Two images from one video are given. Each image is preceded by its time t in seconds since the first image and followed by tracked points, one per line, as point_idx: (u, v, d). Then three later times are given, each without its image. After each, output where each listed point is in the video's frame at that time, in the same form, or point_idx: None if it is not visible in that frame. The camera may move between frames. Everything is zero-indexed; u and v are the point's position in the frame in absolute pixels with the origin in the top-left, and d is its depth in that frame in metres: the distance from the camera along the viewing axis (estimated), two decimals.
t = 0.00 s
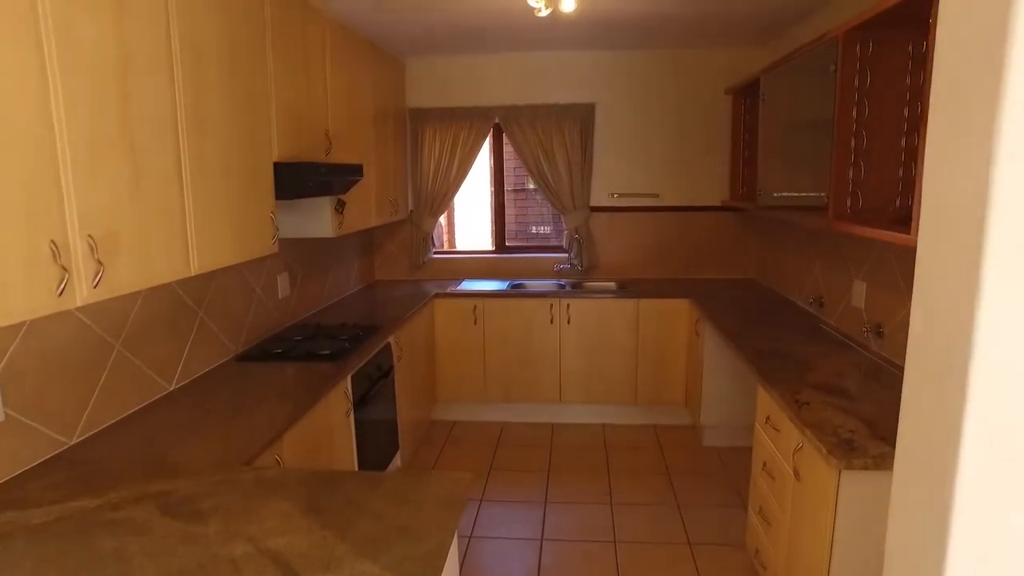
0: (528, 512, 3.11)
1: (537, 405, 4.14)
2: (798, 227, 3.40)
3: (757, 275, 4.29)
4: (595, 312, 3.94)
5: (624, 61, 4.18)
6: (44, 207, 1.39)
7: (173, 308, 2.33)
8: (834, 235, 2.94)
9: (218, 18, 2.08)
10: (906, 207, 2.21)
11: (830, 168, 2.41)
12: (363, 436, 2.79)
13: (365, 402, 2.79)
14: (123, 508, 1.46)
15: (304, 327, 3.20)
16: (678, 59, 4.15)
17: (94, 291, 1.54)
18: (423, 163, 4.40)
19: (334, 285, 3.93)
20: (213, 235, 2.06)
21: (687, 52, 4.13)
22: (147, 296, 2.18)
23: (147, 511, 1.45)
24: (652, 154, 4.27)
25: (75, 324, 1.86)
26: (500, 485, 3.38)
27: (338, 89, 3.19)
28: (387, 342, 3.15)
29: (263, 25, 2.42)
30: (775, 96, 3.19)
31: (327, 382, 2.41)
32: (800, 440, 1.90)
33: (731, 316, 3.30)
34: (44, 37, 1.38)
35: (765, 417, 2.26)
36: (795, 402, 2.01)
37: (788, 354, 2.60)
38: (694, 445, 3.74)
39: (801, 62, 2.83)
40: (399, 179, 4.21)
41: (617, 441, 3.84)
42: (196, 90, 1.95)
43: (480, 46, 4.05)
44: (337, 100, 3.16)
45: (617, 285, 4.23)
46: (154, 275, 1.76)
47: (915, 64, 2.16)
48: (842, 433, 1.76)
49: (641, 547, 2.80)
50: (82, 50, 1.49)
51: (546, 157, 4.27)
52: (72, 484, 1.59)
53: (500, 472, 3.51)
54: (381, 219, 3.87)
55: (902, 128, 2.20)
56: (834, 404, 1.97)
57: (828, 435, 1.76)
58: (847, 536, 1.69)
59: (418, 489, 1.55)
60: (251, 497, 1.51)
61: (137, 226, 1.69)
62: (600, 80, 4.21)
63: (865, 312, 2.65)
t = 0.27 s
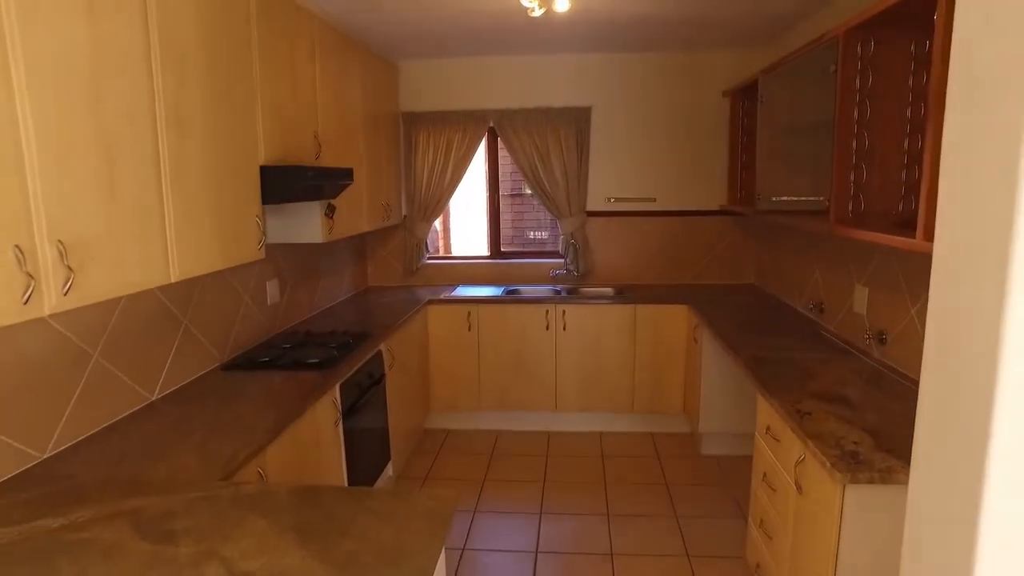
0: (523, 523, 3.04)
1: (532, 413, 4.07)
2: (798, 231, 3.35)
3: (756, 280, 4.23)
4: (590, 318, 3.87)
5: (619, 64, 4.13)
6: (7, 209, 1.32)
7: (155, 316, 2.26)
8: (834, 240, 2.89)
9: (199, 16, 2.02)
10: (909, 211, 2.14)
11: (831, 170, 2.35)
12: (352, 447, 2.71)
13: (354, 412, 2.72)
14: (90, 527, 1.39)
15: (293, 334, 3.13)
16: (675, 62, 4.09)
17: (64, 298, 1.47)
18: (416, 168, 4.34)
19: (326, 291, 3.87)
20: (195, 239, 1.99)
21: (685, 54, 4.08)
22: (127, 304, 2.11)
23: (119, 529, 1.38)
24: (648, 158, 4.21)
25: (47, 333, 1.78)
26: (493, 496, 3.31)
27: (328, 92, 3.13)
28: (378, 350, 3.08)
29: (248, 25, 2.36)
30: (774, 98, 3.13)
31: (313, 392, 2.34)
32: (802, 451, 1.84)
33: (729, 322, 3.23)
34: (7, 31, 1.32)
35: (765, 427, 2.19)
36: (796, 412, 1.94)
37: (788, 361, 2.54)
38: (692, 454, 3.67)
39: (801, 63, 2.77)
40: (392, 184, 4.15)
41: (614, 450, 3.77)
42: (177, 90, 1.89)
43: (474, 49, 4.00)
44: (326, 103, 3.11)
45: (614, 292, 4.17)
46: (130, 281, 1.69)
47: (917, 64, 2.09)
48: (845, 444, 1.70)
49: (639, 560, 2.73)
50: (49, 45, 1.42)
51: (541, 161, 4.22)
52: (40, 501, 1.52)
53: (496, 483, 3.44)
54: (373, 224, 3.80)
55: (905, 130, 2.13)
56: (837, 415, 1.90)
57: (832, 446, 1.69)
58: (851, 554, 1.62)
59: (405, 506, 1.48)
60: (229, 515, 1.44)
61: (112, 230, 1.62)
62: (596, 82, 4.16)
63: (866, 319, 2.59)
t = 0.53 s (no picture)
0: (518, 531, 2.97)
1: (528, 418, 4.00)
2: (798, 232, 3.28)
3: (755, 282, 4.17)
4: (587, 321, 3.80)
5: (616, 63, 4.06)
6: None
7: (136, 320, 2.18)
8: (836, 241, 2.83)
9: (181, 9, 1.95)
10: (913, 210, 2.09)
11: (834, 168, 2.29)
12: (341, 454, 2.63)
13: (343, 418, 2.64)
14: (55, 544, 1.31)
15: (281, 338, 3.06)
16: (672, 60, 4.03)
17: (31, 302, 1.39)
18: (410, 168, 4.27)
19: (318, 294, 3.80)
20: (176, 240, 1.92)
21: (683, 53, 4.01)
22: (104, 308, 2.03)
23: (86, 547, 1.30)
24: (646, 158, 4.14)
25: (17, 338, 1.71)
26: (488, 503, 3.24)
27: (318, 90, 3.06)
28: (369, 354, 3.00)
29: (233, 20, 2.29)
30: (774, 96, 3.07)
31: (300, 398, 2.27)
32: (806, 460, 1.76)
33: (728, 324, 3.17)
34: None
35: (766, 433, 2.12)
36: (799, 419, 1.87)
37: (788, 365, 2.47)
38: (691, 459, 3.60)
39: (802, 60, 2.71)
40: (385, 184, 4.09)
41: (611, 455, 3.70)
42: (156, 84, 1.81)
43: (468, 48, 3.94)
44: (316, 101, 3.04)
45: (611, 294, 4.10)
46: (103, 284, 1.62)
47: (923, 60, 2.03)
48: (851, 453, 1.62)
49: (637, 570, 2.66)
50: (14, 35, 1.35)
51: (536, 161, 4.15)
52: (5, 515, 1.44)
53: (490, 489, 3.37)
54: (365, 225, 3.73)
55: (910, 127, 2.08)
56: (842, 422, 1.83)
57: (837, 455, 1.62)
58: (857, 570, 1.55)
59: (391, 521, 1.41)
60: (204, 531, 1.36)
61: (83, 230, 1.55)
62: (593, 81, 4.10)
63: (869, 321, 2.52)
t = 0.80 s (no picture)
0: (513, 539, 2.89)
1: (524, 421, 3.92)
2: (800, 230, 3.21)
3: (755, 282, 4.09)
4: (583, 322, 3.72)
5: (612, 59, 3.99)
6: None
7: (113, 324, 2.10)
8: (839, 239, 2.75)
9: None
10: (921, 208, 2.03)
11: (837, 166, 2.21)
12: (330, 460, 2.55)
13: (331, 424, 2.56)
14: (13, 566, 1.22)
15: (269, 341, 2.97)
16: (670, 56, 3.95)
17: None
18: (402, 167, 4.19)
19: (308, 295, 3.71)
20: (152, 240, 1.84)
21: (681, 48, 3.94)
22: (77, 312, 1.94)
23: (45, 570, 1.21)
24: (643, 156, 4.07)
25: None
26: (482, 509, 3.16)
27: (306, 86, 2.98)
28: (358, 357, 2.92)
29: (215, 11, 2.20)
30: (775, 91, 3.00)
31: (285, 404, 2.18)
32: (812, 469, 1.69)
33: (727, 326, 3.09)
34: None
35: (769, 440, 2.04)
36: (804, 426, 1.79)
37: (791, 367, 2.40)
38: (689, 463, 3.53)
39: (806, 55, 2.63)
40: (376, 183, 4.00)
41: (608, 459, 3.63)
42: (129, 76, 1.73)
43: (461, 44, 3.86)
44: (304, 97, 2.95)
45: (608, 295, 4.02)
46: (70, 287, 1.53)
47: (929, 51, 1.96)
48: (861, 463, 1.54)
49: None
50: None
51: (532, 159, 4.07)
52: None
53: (484, 495, 3.29)
54: (356, 225, 3.65)
55: (916, 122, 2.00)
56: (849, 429, 1.75)
57: (845, 465, 1.54)
58: None
59: (375, 538, 1.32)
60: (173, 551, 1.28)
61: (48, 230, 1.46)
62: (589, 78, 4.02)
63: (874, 323, 2.45)
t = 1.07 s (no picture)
0: (506, 551, 2.79)
1: (517, 428, 3.82)
2: (802, 231, 3.12)
3: (754, 284, 4.00)
4: (578, 326, 3.62)
5: (608, 55, 3.89)
6: None
7: (83, 333, 1.99)
8: (843, 241, 2.66)
9: None
10: (932, 209, 1.92)
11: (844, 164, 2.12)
12: (314, 473, 2.44)
13: (315, 435, 2.45)
14: None
15: (252, 347, 2.86)
16: (667, 53, 3.85)
17: None
18: (393, 167, 4.09)
19: (295, 299, 3.60)
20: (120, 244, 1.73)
21: (678, 45, 3.84)
22: (42, 320, 1.83)
23: None
24: (640, 155, 3.97)
25: None
26: (474, 520, 3.06)
27: (290, 83, 2.87)
28: (345, 363, 2.81)
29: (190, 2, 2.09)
30: (776, 87, 2.90)
31: (265, 416, 2.07)
32: (820, 487, 1.59)
33: (727, 330, 3.00)
34: None
35: (774, 453, 1.94)
36: (811, 440, 1.70)
37: (795, 374, 2.30)
38: (688, 471, 3.43)
39: (808, 50, 2.54)
40: (366, 183, 3.90)
41: (605, 466, 3.53)
42: (93, 69, 1.62)
43: (452, 40, 3.75)
44: (288, 94, 2.85)
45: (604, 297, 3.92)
46: (26, 294, 1.42)
47: (942, 43, 1.87)
48: (874, 482, 1.44)
49: None
50: None
51: (526, 159, 3.97)
52: None
53: (476, 505, 3.19)
54: (344, 227, 3.54)
55: (927, 118, 1.91)
56: (860, 443, 1.65)
57: (857, 484, 1.44)
58: None
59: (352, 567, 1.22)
60: None
61: None
62: (584, 75, 3.92)
63: (881, 328, 2.36)
